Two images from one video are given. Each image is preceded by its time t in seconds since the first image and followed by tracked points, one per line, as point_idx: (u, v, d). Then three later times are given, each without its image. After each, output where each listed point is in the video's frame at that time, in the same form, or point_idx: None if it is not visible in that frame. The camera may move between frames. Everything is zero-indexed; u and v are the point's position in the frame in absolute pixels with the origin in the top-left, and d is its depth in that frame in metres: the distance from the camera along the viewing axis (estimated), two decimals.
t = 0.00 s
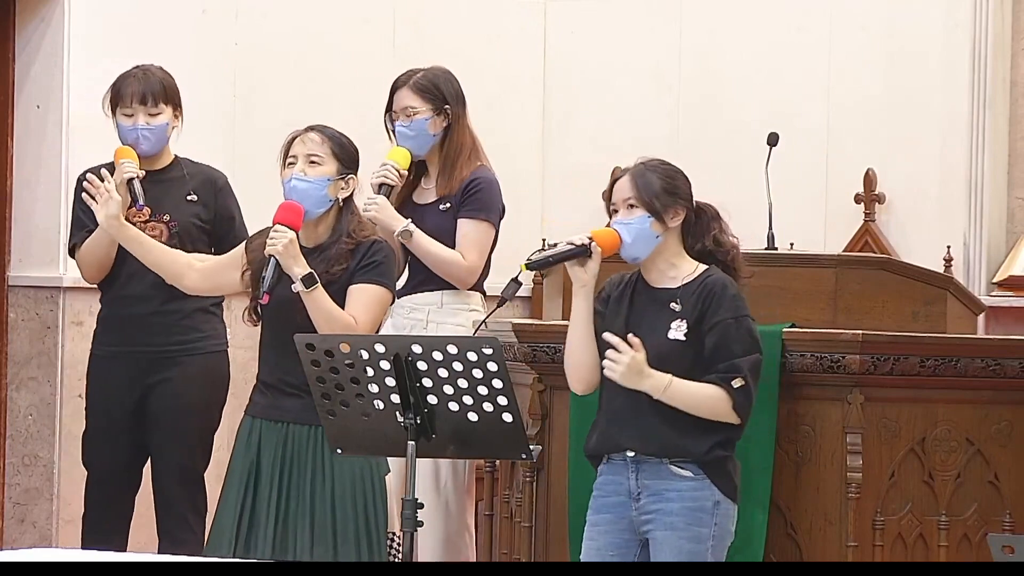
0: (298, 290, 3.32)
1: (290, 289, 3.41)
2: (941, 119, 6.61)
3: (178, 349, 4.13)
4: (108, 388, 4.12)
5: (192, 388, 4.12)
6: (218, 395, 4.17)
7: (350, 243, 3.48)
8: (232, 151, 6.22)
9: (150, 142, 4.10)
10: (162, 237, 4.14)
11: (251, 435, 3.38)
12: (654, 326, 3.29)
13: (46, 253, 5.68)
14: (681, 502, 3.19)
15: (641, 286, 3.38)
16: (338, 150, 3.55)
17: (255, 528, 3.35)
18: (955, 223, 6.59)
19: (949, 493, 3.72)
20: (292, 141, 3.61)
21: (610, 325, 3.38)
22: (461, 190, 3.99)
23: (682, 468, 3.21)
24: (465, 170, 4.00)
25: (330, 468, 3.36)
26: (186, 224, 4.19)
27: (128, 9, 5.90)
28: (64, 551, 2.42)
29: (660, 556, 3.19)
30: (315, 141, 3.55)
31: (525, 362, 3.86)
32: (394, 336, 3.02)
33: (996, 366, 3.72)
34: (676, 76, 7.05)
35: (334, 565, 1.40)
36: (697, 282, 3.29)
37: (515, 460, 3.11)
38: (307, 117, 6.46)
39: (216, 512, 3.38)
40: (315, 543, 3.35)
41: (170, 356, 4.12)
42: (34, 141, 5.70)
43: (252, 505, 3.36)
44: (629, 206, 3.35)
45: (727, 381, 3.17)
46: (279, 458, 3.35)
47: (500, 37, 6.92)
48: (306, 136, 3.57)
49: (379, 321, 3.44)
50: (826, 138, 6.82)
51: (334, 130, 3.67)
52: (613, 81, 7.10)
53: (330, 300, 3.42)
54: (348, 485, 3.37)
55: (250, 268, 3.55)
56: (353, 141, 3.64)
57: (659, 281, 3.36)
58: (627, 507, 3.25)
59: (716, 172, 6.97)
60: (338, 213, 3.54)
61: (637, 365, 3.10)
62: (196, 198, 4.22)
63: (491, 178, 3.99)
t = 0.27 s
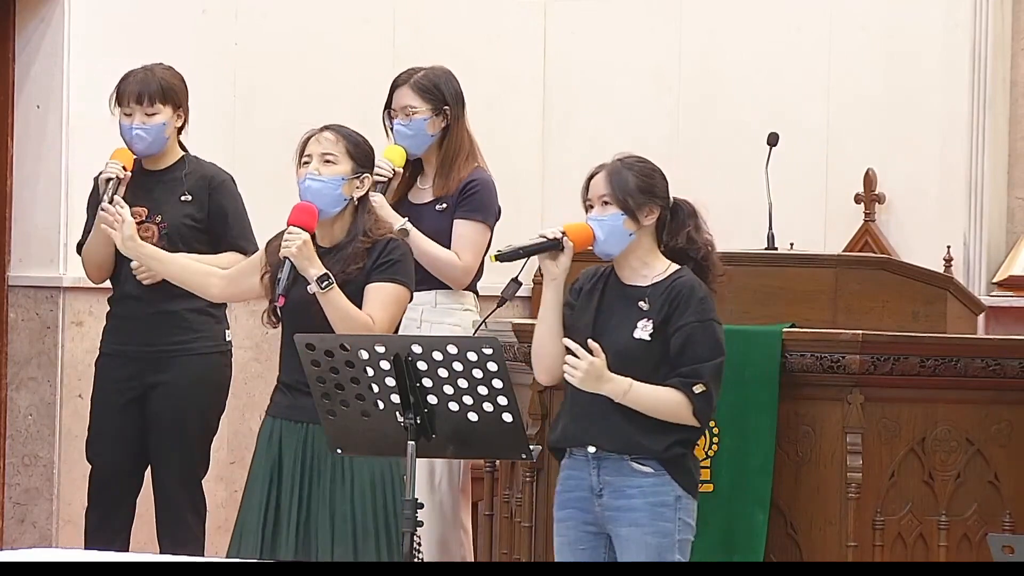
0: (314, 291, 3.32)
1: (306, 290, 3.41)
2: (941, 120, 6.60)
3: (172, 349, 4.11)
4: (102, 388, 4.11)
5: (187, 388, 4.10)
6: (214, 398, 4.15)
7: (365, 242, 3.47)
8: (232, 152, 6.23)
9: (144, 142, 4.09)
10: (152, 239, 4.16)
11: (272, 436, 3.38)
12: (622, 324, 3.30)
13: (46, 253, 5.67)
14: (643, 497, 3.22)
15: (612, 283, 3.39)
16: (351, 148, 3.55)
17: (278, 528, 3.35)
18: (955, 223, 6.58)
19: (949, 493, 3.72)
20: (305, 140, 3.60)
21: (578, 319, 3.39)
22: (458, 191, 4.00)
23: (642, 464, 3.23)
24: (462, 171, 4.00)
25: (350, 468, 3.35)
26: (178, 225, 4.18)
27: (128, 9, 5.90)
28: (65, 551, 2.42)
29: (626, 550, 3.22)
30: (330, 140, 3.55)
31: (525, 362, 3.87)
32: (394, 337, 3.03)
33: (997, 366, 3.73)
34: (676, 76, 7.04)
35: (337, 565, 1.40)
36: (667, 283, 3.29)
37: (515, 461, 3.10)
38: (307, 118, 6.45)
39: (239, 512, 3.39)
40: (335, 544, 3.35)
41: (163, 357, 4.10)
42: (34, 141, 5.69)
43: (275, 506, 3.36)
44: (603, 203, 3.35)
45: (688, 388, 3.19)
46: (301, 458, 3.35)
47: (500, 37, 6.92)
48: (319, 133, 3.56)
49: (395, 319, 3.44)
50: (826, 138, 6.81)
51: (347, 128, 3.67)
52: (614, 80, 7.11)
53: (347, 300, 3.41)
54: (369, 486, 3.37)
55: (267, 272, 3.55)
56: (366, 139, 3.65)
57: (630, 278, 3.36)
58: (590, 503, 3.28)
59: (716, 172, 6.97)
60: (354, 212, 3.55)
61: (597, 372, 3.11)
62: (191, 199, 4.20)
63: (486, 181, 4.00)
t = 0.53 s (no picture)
0: (327, 291, 3.32)
1: (319, 291, 3.42)
2: (941, 120, 6.60)
3: (153, 349, 4.09)
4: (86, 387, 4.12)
5: (169, 388, 4.09)
6: (197, 399, 4.14)
7: (382, 241, 3.46)
8: (232, 151, 6.28)
9: (124, 141, 4.15)
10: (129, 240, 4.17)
11: (292, 437, 3.39)
12: (604, 327, 3.30)
13: (46, 253, 5.68)
14: (623, 495, 3.22)
15: (593, 284, 3.39)
16: (364, 148, 3.54)
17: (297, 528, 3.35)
18: (955, 223, 6.58)
19: (949, 493, 3.72)
20: (320, 143, 3.59)
21: (559, 319, 3.39)
22: (445, 192, 4.05)
23: (623, 464, 3.24)
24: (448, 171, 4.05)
25: (367, 468, 3.36)
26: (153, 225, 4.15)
27: (128, 9, 5.98)
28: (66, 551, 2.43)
29: (608, 548, 3.22)
30: (346, 142, 3.54)
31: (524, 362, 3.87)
32: (394, 337, 3.02)
33: (997, 366, 3.73)
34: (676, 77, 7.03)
35: (336, 563, 1.41)
36: (649, 289, 3.29)
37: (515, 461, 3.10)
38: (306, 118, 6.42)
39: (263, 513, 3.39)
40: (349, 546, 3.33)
41: (145, 356, 4.09)
42: (34, 141, 5.70)
43: (295, 506, 3.36)
44: (590, 203, 3.37)
45: (671, 398, 3.20)
46: (318, 458, 3.35)
47: (500, 37, 6.91)
48: (336, 134, 3.56)
49: (411, 319, 3.42)
50: (826, 138, 6.81)
51: (363, 126, 3.64)
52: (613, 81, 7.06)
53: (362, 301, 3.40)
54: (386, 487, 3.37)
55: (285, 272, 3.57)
56: (381, 138, 3.62)
57: (612, 279, 3.37)
58: (569, 503, 3.29)
59: (716, 172, 6.97)
60: (372, 213, 3.52)
61: (578, 384, 3.12)
62: (168, 200, 4.16)
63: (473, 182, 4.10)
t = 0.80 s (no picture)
0: (332, 293, 3.32)
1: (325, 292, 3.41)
2: (941, 120, 6.60)
3: (130, 348, 4.10)
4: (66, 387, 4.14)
5: (146, 386, 4.10)
6: (174, 397, 4.15)
7: (389, 242, 3.45)
8: (232, 153, 6.26)
9: (99, 140, 4.15)
10: (105, 238, 4.20)
11: (300, 438, 3.38)
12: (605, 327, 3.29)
13: (46, 253, 5.68)
14: (624, 492, 3.22)
15: (588, 284, 3.38)
16: (371, 150, 3.53)
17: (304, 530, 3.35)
18: (955, 223, 6.58)
19: (949, 493, 3.72)
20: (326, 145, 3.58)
21: (557, 319, 3.36)
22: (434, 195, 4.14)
23: (623, 462, 3.24)
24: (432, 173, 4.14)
25: (373, 469, 3.36)
26: (128, 224, 4.19)
27: (128, 9, 5.99)
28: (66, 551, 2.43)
29: (607, 545, 3.22)
30: (349, 145, 3.54)
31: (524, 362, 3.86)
32: (394, 337, 3.02)
33: (997, 366, 3.73)
34: (676, 77, 7.03)
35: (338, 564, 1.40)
36: (649, 290, 3.30)
37: (515, 461, 3.10)
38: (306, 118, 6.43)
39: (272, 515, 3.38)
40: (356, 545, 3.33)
41: (123, 355, 4.09)
42: (34, 141, 5.70)
43: (302, 507, 3.36)
44: (597, 204, 3.35)
45: (681, 391, 3.20)
46: (326, 459, 3.35)
47: (501, 37, 6.91)
48: (337, 140, 3.56)
49: (417, 320, 3.41)
50: (826, 138, 6.81)
51: (368, 126, 3.64)
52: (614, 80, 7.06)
53: (368, 302, 3.39)
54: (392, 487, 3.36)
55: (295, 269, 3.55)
56: (387, 138, 3.61)
57: (611, 281, 3.36)
58: (567, 502, 3.28)
59: (716, 172, 6.97)
60: (380, 214, 3.52)
61: (623, 335, 3.07)
62: (145, 200, 4.19)
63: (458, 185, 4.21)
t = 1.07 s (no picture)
0: (331, 294, 3.30)
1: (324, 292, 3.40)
2: (941, 120, 6.60)
3: (122, 348, 4.12)
4: (57, 387, 4.12)
5: (140, 385, 4.13)
6: (166, 396, 4.18)
7: (389, 243, 3.46)
8: (232, 152, 6.28)
9: (87, 144, 4.13)
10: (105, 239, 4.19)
11: (296, 437, 3.39)
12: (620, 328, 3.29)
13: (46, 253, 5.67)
14: (640, 495, 3.23)
15: (598, 284, 3.35)
16: (371, 151, 3.51)
17: (300, 528, 3.36)
18: (955, 223, 6.57)
19: (949, 493, 3.72)
20: (325, 143, 3.56)
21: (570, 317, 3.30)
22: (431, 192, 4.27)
23: (637, 463, 3.24)
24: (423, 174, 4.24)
25: (368, 467, 3.35)
26: (128, 225, 4.21)
27: (128, 8, 6.04)
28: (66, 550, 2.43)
29: (621, 548, 3.22)
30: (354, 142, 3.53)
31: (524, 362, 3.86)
32: (394, 337, 3.02)
33: (997, 366, 3.74)
34: (676, 77, 7.02)
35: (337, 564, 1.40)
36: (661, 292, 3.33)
37: (515, 460, 3.11)
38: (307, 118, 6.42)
39: (270, 513, 3.40)
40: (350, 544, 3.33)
41: (114, 355, 4.11)
42: (34, 141, 5.70)
43: (298, 505, 3.37)
44: (618, 205, 3.33)
45: (694, 391, 3.25)
46: (321, 459, 3.36)
47: (500, 37, 6.91)
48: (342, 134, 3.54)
49: (416, 322, 3.42)
50: (826, 138, 6.81)
51: (368, 126, 3.62)
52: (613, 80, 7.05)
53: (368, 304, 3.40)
54: (385, 485, 3.35)
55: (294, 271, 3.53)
56: (385, 138, 3.60)
57: (622, 282, 3.36)
58: (578, 504, 3.27)
59: (716, 172, 6.96)
60: (379, 215, 3.52)
61: (655, 321, 3.14)
62: (144, 201, 4.23)
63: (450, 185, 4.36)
